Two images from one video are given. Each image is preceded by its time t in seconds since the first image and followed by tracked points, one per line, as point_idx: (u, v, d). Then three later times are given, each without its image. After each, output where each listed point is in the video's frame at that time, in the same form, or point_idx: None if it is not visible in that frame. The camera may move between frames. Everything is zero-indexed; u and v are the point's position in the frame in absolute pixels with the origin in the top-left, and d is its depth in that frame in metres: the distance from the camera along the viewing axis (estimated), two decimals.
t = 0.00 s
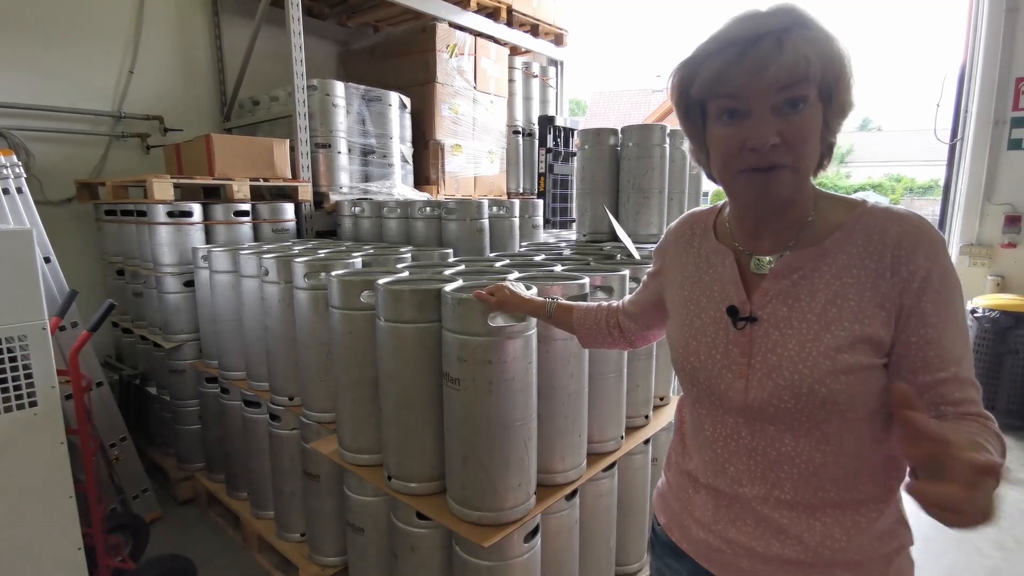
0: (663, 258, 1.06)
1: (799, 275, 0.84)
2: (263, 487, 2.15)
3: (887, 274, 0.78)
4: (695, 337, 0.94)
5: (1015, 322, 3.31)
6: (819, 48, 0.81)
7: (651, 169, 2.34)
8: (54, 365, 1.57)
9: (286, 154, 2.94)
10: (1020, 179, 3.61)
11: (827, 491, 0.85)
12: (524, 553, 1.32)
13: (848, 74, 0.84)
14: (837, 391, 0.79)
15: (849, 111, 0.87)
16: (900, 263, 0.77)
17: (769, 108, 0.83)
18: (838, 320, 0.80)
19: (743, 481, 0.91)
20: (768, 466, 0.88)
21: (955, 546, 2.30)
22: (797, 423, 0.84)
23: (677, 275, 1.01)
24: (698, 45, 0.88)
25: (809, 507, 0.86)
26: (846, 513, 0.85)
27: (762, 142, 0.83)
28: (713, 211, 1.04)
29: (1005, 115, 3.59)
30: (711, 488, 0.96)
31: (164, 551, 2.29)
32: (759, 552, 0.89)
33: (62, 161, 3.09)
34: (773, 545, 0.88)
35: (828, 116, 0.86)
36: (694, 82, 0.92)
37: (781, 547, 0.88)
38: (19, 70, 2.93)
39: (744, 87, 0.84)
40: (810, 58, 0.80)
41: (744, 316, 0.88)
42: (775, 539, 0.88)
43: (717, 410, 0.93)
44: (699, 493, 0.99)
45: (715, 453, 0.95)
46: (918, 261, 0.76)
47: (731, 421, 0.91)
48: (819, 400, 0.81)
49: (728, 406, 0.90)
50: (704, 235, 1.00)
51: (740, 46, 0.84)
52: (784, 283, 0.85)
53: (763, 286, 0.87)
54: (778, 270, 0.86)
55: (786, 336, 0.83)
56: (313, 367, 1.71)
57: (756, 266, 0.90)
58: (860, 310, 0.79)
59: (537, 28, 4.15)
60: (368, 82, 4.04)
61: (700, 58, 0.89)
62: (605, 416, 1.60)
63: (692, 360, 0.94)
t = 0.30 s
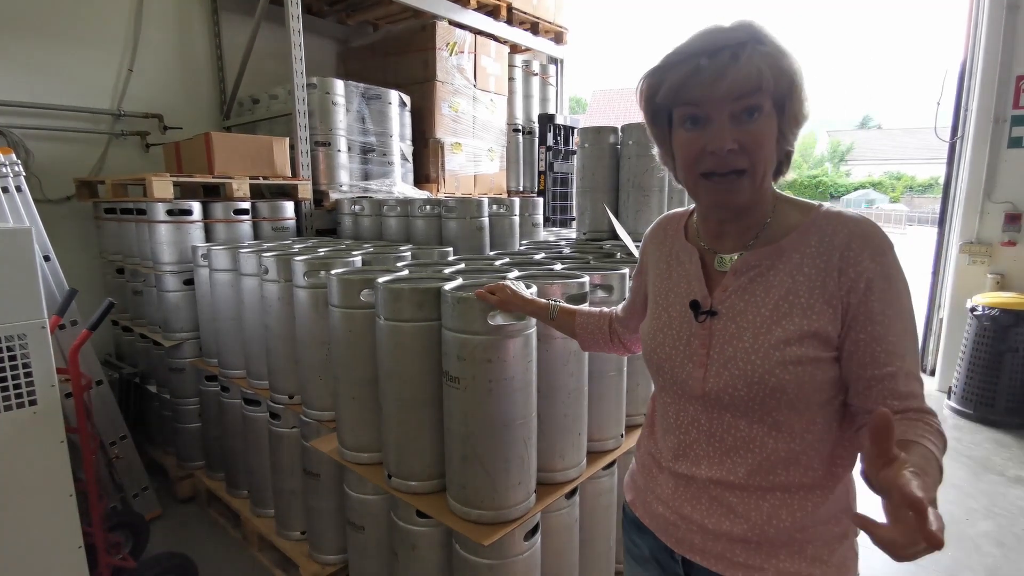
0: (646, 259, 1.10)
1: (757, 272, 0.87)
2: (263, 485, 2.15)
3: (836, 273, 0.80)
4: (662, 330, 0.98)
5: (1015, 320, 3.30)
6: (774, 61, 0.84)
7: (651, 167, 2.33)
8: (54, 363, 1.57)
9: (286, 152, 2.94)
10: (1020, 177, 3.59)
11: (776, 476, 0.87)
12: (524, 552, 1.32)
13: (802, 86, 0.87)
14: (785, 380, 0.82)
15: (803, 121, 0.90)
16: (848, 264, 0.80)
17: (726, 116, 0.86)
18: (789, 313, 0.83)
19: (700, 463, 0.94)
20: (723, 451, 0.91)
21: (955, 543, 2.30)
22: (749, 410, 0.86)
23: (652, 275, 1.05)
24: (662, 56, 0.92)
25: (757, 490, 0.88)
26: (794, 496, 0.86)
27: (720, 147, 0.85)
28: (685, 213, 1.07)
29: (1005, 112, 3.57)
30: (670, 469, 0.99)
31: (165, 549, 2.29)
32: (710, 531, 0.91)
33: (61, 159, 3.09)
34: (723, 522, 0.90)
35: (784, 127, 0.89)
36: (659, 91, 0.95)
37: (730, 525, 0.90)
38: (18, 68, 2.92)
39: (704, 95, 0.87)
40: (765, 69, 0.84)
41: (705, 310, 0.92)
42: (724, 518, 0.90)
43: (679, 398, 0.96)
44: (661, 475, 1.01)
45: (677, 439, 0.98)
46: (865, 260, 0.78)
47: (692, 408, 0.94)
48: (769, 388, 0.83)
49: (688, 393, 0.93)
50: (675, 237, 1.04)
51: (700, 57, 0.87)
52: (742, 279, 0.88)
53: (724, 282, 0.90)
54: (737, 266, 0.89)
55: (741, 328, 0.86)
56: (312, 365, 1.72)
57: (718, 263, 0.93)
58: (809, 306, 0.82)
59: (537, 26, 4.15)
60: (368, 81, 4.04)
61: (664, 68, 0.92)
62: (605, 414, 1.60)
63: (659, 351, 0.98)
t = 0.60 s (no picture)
0: (636, 259, 1.09)
1: (741, 276, 0.87)
2: (261, 485, 2.15)
3: (819, 282, 0.81)
4: (648, 327, 0.97)
5: (1013, 320, 3.31)
6: (770, 72, 0.85)
7: (651, 167, 2.33)
8: (51, 363, 1.56)
9: (284, 152, 2.94)
10: (1020, 177, 3.59)
11: (751, 472, 0.86)
12: (523, 551, 1.32)
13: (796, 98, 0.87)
14: (764, 382, 0.82)
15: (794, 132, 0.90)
16: (831, 273, 0.80)
17: (721, 121, 0.86)
18: (770, 318, 0.83)
19: (679, 456, 0.93)
20: (701, 447, 0.91)
21: (954, 542, 2.30)
22: (728, 409, 0.87)
23: (642, 274, 1.05)
24: (662, 60, 0.92)
25: (730, 486, 0.88)
26: (765, 491, 0.86)
27: (713, 151, 0.86)
28: (678, 213, 1.07)
29: (1004, 112, 3.57)
30: (650, 459, 0.99)
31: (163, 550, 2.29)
32: (684, 521, 0.92)
33: (59, 159, 3.09)
34: (696, 513, 0.90)
35: (774, 136, 0.89)
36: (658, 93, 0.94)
37: (702, 516, 0.90)
38: (15, 68, 2.91)
39: (699, 99, 0.87)
40: (760, 79, 0.84)
41: (690, 311, 0.91)
42: (696, 509, 0.90)
43: (662, 394, 0.96)
44: (641, 466, 1.01)
45: (658, 433, 0.97)
46: (847, 272, 0.79)
47: (673, 404, 0.93)
48: (748, 388, 0.83)
49: (670, 390, 0.93)
50: (666, 238, 1.04)
51: (698, 62, 0.87)
52: (728, 282, 0.88)
53: (710, 284, 0.90)
54: (723, 270, 0.89)
55: (724, 330, 0.86)
56: (310, 365, 1.71)
57: (706, 265, 0.93)
58: (791, 312, 0.82)
59: (536, 26, 4.14)
60: (367, 81, 4.03)
61: (663, 71, 0.91)
62: (604, 414, 1.60)
63: (643, 347, 0.98)
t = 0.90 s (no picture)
0: (629, 258, 1.09)
1: (736, 275, 0.87)
2: (259, 486, 2.15)
3: (812, 283, 0.81)
4: (642, 326, 0.97)
5: (1010, 320, 3.31)
6: (767, 61, 0.85)
7: (649, 167, 2.33)
8: (48, 364, 1.56)
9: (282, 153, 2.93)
10: (1017, 177, 3.60)
11: (746, 470, 0.86)
12: (522, 551, 1.32)
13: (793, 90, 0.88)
14: (759, 381, 0.82)
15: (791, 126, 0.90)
16: (824, 274, 0.80)
17: (718, 107, 0.86)
18: (765, 319, 0.83)
19: (674, 456, 0.93)
20: (696, 445, 0.91)
21: (953, 542, 2.30)
22: (723, 409, 0.87)
23: (635, 273, 1.05)
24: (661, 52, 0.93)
25: (726, 484, 0.88)
26: (760, 489, 0.86)
27: (709, 135, 0.85)
28: (669, 212, 1.08)
29: (1001, 112, 3.58)
30: (646, 458, 0.98)
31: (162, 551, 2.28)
32: (682, 520, 0.91)
33: (57, 160, 3.08)
34: (694, 512, 0.90)
35: (772, 130, 0.89)
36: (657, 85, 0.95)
37: (700, 515, 0.89)
38: (12, 68, 2.90)
39: (697, 86, 0.87)
40: (756, 66, 0.84)
41: (685, 310, 0.91)
42: (694, 509, 0.90)
43: (656, 393, 0.95)
44: (638, 467, 1.01)
45: (652, 432, 0.97)
46: (839, 272, 0.79)
47: (668, 403, 0.93)
48: (743, 387, 0.83)
49: (665, 389, 0.93)
50: (658, 236, 1.04)
51: (695, 52, 0.88)
52: (722, 281, 0.88)
53: (704, 284, 0.90)
54: (717, 269, 0.89)
55: (719, 329, 0.86)
56: (308, 366, 1.71)
57: (700, 264, 0.93)
58: (785, 312, 0.82)
59: (535, 26, 4.13)
60: (365, 81, 4.03)
61: (662, 62, 0.93)
62: (603, 414, 1.60)
63: (638, 346, 0.97)
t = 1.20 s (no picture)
0: (627, 255, 1.10)
1: (729, 265, 0.87)
2: (258, 486, 2.14)
3: (805, 272, 0.81)
4: (637, 317, 0.97)
5: (1008, 319, 3.32)
6: (765, 63, 0.86)
7: (647, 167, 2.33)
8: (46, 365, 1.55)
9: (281, 152, 2.93)
10: (1015, 177, 3.61)
11: (740, 462, 0.86)
12: (520, 551, 1.32)
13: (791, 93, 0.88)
14: (750, 369, 0.82)
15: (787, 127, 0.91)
16: (817, 263, 0.80)
17: (715, 106, 0.86)
18: (757, 307, 0.83)
19: (669, 448, 0.93)
20: (689, 436, 0.91)
21: (950, 541, 2.30)
22: (715, 397, 0.86)
23: (633, 268, 1.05)
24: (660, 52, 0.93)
25: (721, 476, 0.88)
26: (754, 483, 0.86)
27: (707, 133, 0.85)
28: (667, 210, 1.08)
29: (999, 113, 3.58)
30: (644, 454, 0.99)
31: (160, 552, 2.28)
32: (679, 515, 0.91)
33: (54, 160, 3.07)
34: (693, 510, 0.90)
35: (768, 132, 0.89)
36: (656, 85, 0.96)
37: (698, 511, 0.89)
38: (9, 68, 2.89)
39: (695, 86, 0.88)
40: (754, 67, 0.85)
41: (678, 299, 0.92)
42: (691, 503, 0.90)
43: (650, 383, 0.96)
44: (636, 464, 1.01)
45: (648, 425, 0.97)
46: (831, 262, 0.79)
47: (662, 393, 0.93)
48: (734, 375, 0.83)
49: (658, 378, 0.93)
50: (655, 231, 1.04)
51: (696, 51, 0.88)
52: (716, 271, 0.88)
53: (697, 274, 0.91)
54: (711, 260, 0.89)
55: (711, 317, 0.86)
56: (306, 366, 1.71)
57: (695, 256, 0.94)
58: (777, 300, 0.82)
59: (533, 26, 4.12)
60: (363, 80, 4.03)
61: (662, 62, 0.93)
62: (602, 414, 1.60)
63: (632, 337, 0.98)
